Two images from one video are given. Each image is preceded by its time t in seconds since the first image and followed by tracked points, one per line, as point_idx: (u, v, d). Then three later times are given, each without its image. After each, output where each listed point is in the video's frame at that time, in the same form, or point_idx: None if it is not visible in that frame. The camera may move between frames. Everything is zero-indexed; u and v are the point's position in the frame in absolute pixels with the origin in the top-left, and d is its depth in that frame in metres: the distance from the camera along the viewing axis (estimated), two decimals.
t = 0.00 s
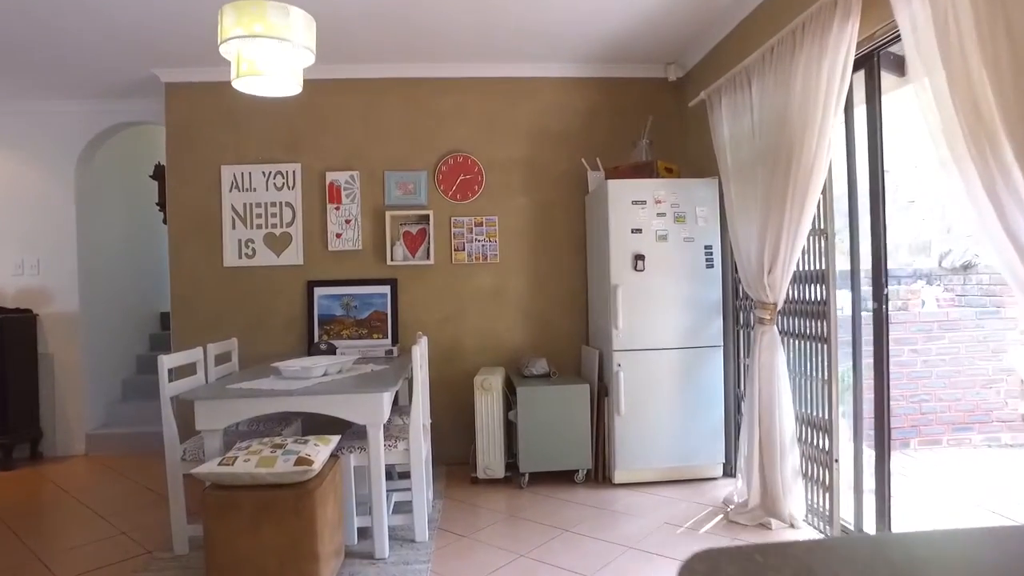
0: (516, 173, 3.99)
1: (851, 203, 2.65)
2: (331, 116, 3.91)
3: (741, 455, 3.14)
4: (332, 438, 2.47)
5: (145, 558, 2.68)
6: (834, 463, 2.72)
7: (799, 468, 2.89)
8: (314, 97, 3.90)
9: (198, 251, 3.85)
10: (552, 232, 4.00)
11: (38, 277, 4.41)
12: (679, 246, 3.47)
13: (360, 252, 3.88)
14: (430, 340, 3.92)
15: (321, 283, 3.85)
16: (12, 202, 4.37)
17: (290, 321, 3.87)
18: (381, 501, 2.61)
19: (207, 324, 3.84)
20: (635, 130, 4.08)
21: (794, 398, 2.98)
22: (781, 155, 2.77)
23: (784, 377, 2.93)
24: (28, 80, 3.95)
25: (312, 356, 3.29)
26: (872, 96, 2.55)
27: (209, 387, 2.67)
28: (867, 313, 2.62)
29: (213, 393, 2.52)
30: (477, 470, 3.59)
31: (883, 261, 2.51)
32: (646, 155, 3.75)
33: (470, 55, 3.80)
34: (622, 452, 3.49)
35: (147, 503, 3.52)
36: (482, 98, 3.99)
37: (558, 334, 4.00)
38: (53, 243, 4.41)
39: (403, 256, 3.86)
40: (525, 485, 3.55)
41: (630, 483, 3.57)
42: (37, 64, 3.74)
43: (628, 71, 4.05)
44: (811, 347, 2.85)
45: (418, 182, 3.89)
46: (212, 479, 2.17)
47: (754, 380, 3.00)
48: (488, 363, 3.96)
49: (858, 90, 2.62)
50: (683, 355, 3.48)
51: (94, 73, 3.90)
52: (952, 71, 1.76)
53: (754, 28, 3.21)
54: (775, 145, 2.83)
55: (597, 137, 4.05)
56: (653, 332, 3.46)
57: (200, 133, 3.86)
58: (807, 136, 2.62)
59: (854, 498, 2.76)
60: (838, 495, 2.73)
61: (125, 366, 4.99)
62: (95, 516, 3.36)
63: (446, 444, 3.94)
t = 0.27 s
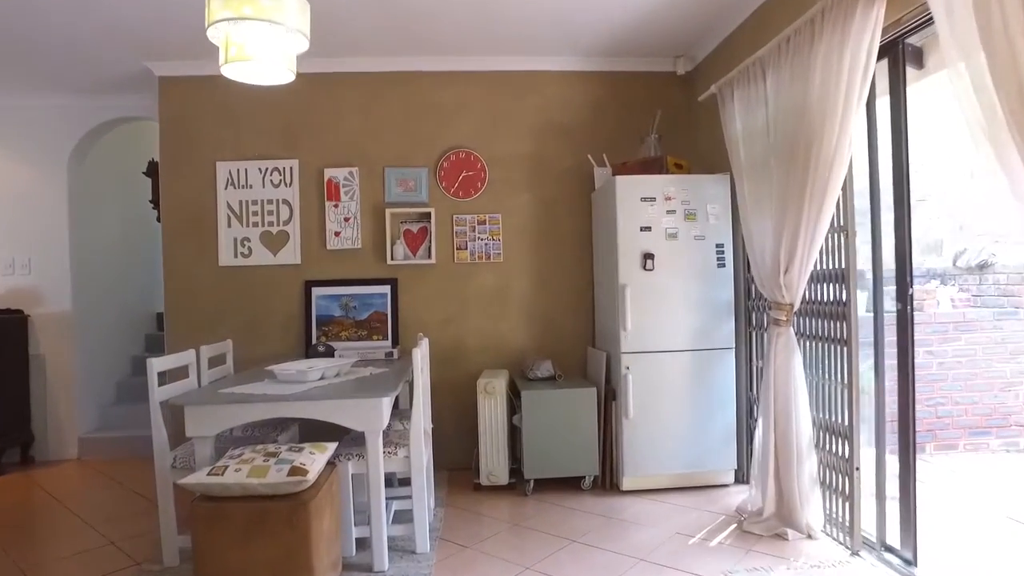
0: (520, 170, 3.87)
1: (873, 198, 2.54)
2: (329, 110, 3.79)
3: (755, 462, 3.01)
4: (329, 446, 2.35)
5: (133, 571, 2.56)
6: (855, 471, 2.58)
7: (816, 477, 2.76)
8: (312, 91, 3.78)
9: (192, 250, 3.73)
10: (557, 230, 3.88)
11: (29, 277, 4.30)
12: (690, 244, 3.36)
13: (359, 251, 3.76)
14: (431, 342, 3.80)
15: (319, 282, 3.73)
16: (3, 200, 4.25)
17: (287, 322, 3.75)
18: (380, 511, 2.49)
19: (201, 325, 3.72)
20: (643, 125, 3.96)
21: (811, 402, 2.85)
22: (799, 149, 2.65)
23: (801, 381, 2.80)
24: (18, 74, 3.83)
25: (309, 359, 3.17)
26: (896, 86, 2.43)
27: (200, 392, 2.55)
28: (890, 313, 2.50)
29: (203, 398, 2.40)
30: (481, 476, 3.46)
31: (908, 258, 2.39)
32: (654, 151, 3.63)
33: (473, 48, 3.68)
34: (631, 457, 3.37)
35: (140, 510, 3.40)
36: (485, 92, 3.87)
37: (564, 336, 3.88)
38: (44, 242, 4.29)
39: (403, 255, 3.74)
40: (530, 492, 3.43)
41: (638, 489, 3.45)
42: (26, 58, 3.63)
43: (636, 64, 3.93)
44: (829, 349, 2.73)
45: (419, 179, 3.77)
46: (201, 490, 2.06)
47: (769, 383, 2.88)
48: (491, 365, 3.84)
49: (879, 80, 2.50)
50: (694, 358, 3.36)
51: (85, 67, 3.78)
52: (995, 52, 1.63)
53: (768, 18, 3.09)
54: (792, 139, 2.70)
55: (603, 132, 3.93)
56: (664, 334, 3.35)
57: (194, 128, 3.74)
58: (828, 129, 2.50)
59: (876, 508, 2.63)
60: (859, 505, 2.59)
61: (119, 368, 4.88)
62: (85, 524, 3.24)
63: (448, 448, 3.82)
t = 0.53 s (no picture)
0: (526, 167, 3.76)
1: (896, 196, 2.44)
2: (329, 106, 3.68)
3: (770, 469, 2.89)
4: (326, 455, 2.24)
5: None
6: (878, 481, 2.45)
7: (836, 486, 2.64)
8: (311, 87, 3.67)
9: (188, 249, 3.62)
10: (564, 229, 3.77)
11: (23, 278, 4.20)
12: (702, 244, 3.25)
13: (359, 251, 3.65)
14: (434, 344, 3.69)
15: (318, 283, 3.61)
16: None
17: (286, 324, 3.64)
18: (380, 522, 2.38)
19: (197, 327, 3.61)
20: (652, 121, 3.84)
21: (829, 409, 2.73)
22: (818, 144, 2.53)
23: (820, 388, 2.68)
24: (11, 70, 3.73)
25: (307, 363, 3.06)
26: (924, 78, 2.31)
27: (192, 397, 2.44)
28: (915, 316, 2.38)
29: (195, 405, 2.29)
30: (485, 483, 3.35)
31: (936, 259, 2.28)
32: (664, 147, 3.52)
33: (477, 42, 3.57)
34: (640, 464, 3.26)
35: (134, 519, 3.30)
36: (489, 88, 3.76)
37: (571, 338, 3.77)
38: (39, 242, 4.20)
39: (405, 254, 3.62)
40: (536, 500, 3.32)
41: (647, 497, 3.34)
42: (17, 52, 3.52)
43: (644, 59, 3.82)
44: (848, 353, 2.61)
45: (422, 177, 3.66)
46: (191, 502, 1.95)
47: (785, 388, 2.76)
48: (495, 369, 3.73)
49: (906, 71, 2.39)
50: (706, 361, 3.25)
51: (78, 62, 3.67)
52: None
53: (784, 8, 2.97)
54: (810, 133, 2.59)
55: (610, 129, 3.82)
56: (675, 336, 3.24)
57: (190, 125, 3.64)
58: (849, 123, 2.38)
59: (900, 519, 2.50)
60: (883, 516, 2.46)
61: (116, 370, 4.78)
62: (77, 533, 3.14)
63: (451, 454, 3.71)
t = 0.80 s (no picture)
0: (532, 164, 3.67)
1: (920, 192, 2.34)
2: (331, 102, 3.60)
3: (784, 475, 2.80)
4: (326, 461, 2.16)
5: None
6: (900, 488, 2.35)
7: (854, 493, 2.54)
8: (313, 82, 3.59)
9: (187, 248, 3.54)
10: (571, 227, 3.69)
11: (22, 278, 4.13)
12: (714, 242, 3.17)
13: (362, 249, 3.56)
14: (438, 345, 3.61)
15: (320, 282, 3.53)
16: None
17: (287, 324, 3.55)
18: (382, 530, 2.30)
19: (196, 327, 3.53)
20: (661, 117, 3.75)
21: (848, 413, 2.63)
22: (837, 137, 2.43)
23: (837, 391, 2.58)
24: (8, 66, 3.66)
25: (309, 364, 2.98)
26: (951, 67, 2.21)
27: (189, 400, 2.36)
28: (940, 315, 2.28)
29: (191, 408, 2.21)
30: (490, 488, 3.27)
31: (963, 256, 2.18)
32: (675, 142, 3.44)
33: (482, 36, 3.48)
34: (650, 468, 3.18)
35: (132, 524, 3.22)
36: (494, 83, 3.67)
37: (578, 339, 3.68)
38: (38, 241, 4.13)
39: (409, 253, 3.54)
40: (543, 506, 3.23)
41: (657, 502, 3.25)
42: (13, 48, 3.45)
43: (653, 53, 3.73)
44: (868, 355, 2.52)
45: (426, 173, 3.57)
46: (185, 510, 1.87)
47: (801, 391, 2.66)
48: (501, 370, 3.64)
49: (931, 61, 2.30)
50: (718, 362, 3.17)
51: (76, 58, 3.60)
52: None
53: None
54: (828, 126, 2.49)
55: (618, 125, 3.73)
56: (686, 337, 3.16)
57: (190, 121, 3.56)
58: (870, 116, 2.28)
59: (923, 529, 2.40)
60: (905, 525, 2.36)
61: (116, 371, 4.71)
62: (73, 539, 3.06)
63: (456, 457, 3.63)
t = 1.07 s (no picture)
0: (541, 161, 3.59)
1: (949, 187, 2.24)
2: (335, 97, 3.52)
3: (803, 480, 2.71)
4: (330, 465, 2.09)
5: None
6: (927, 495, 2.26)
7: (877, 500, 2.45)
8: (317, 77, 3.52)
9: (189, 247, 3.46)
10: (581, 225, 3.61)
11: (23, 278, 4.07)
12: (729, 239, 3.08)
13: (367, 248, 3.49)
14: (445, 345, 3.53)
15: (324, 281, 3.45)
16: None
17: (290, 324, 3.48)
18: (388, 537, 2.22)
19: (198, 327, 3.46)
20: (673, 112, 3.66)
21: (870, 416, 2.54)
22: (859, 130, 2.34)
23: (859, 393, 2.49)
24: (8, 62, 3.60)
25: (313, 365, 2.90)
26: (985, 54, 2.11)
27: (189, 402, 2.29)
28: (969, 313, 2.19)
29: (190, 410, 2.13)
30: (499, 492, 3.19)
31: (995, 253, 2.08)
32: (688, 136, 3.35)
33: (490, 29, 3.40)
34: (662, 472, 3.09)
35: (133, 528, 3.16)
36: (502, 77, 3.59)
37: (588, 339, 3.60)
38: (40, 239, 4.07)
39: (415, 251, 3.46)
40: (553, 510, 3.15)
41: (670, 507, 3.16)
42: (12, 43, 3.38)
43: (664, 47, 3.64)
44: (891, 355, 2.43)
45: (432, 170, 3.50)
46: (183, 517, 1.80)
47: (821, 393, 2.57)
48: (509, 371, 3.56)
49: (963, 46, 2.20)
50: (733, 363, 3.08)
51: (76, 53, 3.53)
52: None
53: None
54: (850, 119, 2.40)
55: (629, 120, 3.64)
56: (701, 337, 3.07)
57: (191, 117, 3.49)
58: (896, 106, 2.19)
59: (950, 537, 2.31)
60: (932, 533, 2.27)
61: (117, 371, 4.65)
62: (72, 544, 3.00)
63: (463, 460, 3.55)
